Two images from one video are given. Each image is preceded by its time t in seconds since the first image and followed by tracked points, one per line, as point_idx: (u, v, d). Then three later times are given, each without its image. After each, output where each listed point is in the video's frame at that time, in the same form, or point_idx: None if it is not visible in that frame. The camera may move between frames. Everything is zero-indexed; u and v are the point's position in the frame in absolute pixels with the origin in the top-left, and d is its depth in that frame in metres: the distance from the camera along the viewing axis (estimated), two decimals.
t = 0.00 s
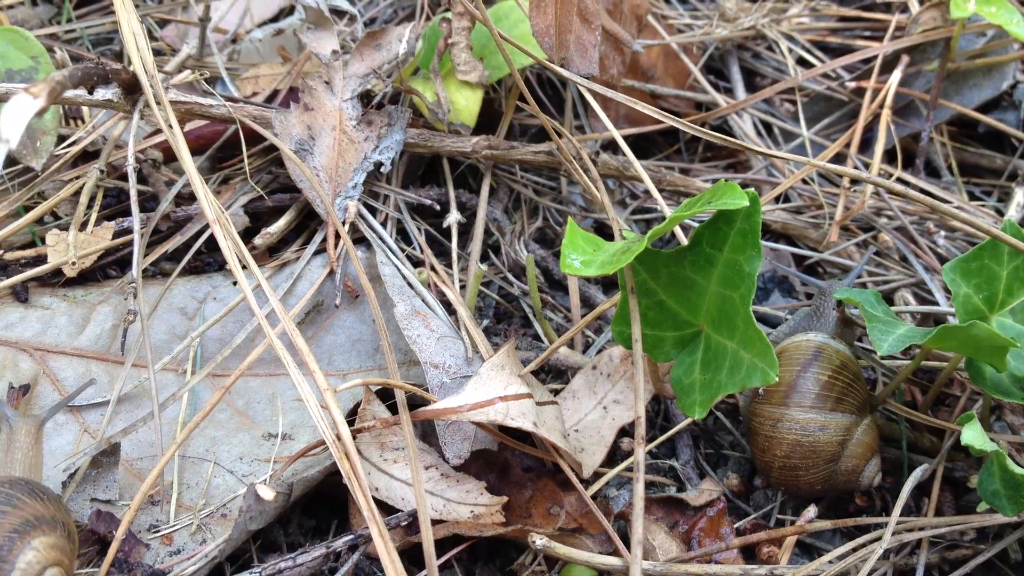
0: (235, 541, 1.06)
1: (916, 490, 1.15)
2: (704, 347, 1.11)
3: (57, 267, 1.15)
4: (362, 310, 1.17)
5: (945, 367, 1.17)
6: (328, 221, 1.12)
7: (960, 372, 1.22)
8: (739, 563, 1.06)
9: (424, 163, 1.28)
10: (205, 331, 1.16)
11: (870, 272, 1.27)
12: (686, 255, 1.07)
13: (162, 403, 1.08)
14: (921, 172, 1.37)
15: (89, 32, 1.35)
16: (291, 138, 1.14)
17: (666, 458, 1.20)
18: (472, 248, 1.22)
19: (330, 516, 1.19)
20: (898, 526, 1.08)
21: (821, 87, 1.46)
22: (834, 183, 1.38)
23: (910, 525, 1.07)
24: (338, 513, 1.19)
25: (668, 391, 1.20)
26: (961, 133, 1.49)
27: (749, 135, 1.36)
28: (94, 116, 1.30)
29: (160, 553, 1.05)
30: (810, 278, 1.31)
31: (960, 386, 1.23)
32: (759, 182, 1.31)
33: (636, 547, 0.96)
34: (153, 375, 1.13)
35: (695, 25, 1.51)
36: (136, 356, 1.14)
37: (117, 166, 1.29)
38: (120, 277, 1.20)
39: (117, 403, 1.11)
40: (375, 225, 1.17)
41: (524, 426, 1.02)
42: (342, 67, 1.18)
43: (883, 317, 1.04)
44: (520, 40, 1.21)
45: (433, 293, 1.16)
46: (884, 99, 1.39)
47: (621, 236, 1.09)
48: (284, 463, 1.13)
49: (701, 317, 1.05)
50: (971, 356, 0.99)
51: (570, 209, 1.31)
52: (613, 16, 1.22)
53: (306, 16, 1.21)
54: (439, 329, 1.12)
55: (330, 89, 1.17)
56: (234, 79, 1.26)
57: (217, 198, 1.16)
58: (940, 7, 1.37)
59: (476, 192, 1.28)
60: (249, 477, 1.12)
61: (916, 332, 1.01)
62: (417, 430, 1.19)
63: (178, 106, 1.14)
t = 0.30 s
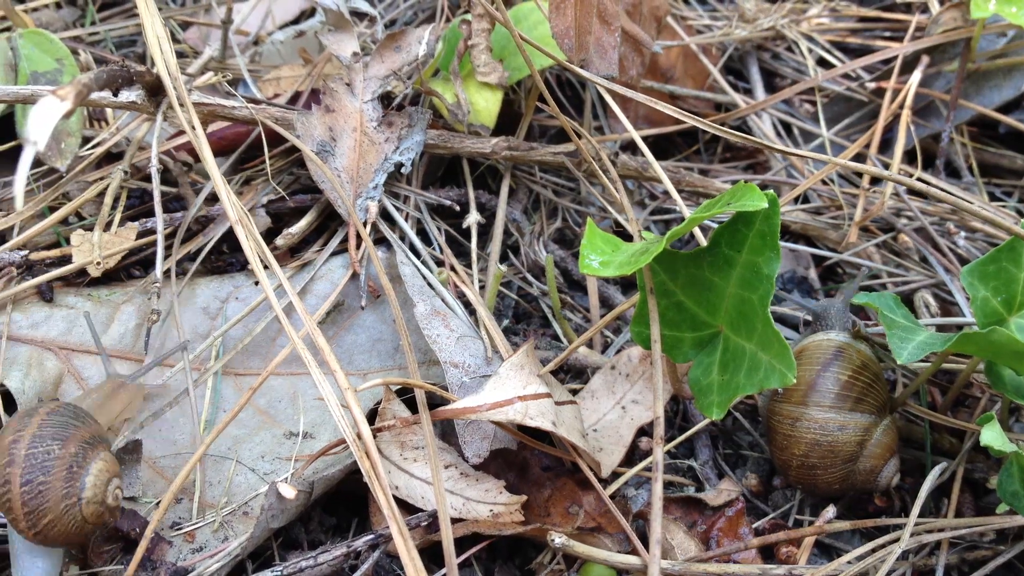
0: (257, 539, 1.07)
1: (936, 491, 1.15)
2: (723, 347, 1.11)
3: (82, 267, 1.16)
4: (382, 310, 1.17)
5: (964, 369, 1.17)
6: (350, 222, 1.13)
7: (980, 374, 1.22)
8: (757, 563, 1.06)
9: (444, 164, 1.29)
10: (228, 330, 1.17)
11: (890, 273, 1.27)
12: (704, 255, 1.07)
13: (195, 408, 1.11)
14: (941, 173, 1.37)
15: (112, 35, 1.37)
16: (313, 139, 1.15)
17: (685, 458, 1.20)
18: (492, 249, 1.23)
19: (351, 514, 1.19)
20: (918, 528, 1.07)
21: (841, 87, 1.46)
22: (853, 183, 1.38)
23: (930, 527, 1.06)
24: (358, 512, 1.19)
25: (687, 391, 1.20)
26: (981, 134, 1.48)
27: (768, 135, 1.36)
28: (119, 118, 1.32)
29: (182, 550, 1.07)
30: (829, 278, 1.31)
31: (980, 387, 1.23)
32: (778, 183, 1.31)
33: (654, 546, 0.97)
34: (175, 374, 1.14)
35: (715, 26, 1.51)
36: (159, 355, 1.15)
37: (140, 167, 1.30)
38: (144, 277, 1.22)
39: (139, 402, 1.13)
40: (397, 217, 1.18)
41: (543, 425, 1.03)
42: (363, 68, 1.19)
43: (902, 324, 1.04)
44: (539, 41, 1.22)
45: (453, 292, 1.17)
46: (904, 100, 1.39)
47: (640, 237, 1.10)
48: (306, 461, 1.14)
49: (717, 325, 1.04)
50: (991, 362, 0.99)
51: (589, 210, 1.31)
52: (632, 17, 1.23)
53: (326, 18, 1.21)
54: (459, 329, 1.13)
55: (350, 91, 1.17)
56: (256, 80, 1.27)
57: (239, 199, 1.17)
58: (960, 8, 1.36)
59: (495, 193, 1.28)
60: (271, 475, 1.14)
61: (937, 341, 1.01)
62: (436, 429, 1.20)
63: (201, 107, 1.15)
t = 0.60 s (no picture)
0: (279, 536, 1.08)
1: (955, 492, 1.15)
2: (741, 347, 1.11)
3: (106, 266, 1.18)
4: (402, 310, 1.18)
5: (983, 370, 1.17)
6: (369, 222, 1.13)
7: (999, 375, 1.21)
8: (775, 563, 1.07)
9: (463, 164, 1.29)
10: (249, 329, 1.19)
11: (909, 274, 1.26)
12: (722, 256, 1.07)
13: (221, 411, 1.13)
14: (961, 173, 1.36)
15: (135, 37, 1.38)
16: (333, 140, 1.16)
17: (703, 458, 1.20)
18: (511, 249, 1.24)
19: (371, 512, 1.20)
20: (936, 528, 1.07)
21: (860, 88, 1.46)
22: (873, 184, 1.38)
23: (948, 527, 1.06)
24: (378, 510, 1.20)
25: (705, 391, 1.21)
26: (1002, 134, 1.47)
27: (787, 136, 1.36)
28: (141, 119, 1.34)
29: (204, 547, 1.08)
30: (848, 279, 1.30)
31: (999, 389, 1.22)
32: (797, 183, 1.32)
33: (672, 545, 0.97)
34: (198, 373, 1.17)
35: (734, 26, 1.51)
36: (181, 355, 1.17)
37: (162, 167, 1.32)
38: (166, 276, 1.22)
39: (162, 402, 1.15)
40: (416, 218, 1.19)
41: (562, 424, 1.03)
42: (382, 70, 1.20)
43: (919, 321, 1.04)
44: (558, 42, 1.22)
45: (472, 293, 1.18)
46: (924, 100, 1.39)
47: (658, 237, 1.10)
48: (326, 459, 1.15)
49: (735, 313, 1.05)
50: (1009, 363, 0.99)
51: (607, 210, 1.31)
52: (650, 18, 1.23)
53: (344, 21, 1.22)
54: (477, 328, 1.13)
55: (370, 92, 1.18)
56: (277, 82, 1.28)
57: (260, 201, 1.18)
58: (980, 8, 1.36)
59: (514, 194, 1.29)
60: (291, 473, 1.15)
61: (953, 337, 1.01)
62: (455, 428, 1.20)
63: (222, 109, 1.17)
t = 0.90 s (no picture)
0: (299, 533, 1.09)
1: (974, 493, 1.15)
2: (761, 347, 1.11)
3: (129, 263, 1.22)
4: (422, 310, 1.19)
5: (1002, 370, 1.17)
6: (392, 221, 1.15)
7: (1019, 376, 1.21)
8: (794, 563, 1.07)
9: (482, 165, 1.30)
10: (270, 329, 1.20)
11: (929, 274, 1.26)
12: (741, 256, 1.07)
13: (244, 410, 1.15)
14: (981, 174, 1.36)
15: (156, 38, 1.39)
16: (355, 142, 1.18)
17: (721, 458, 1.21)
18: (529, 249, 1.24)
19: (391, 509, 1.20)
20: (955, 530, 1.08)
21: (879, 88, 1.45)
22: (892, 184, 1.38)
23: (967, 528, 1.07)
24: (397, 507, 1.20)
25: (723, 391, 1.21)
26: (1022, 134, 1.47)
27: (806, 137, 1.36)
28: (163, 120, 1.37)
29: (227, 543, 1.09)
30: (867, 279, 1.30)
31: (1019, 390, 1.22)
32: (817, 183, 1.32)
33: (689, 544, 0.98)
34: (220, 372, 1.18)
35: (753, 27, 1.51)
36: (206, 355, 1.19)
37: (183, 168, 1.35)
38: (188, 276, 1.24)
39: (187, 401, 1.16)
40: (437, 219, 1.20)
41: (581, 425, 1.03)
42: (400, 71, 1.20)
43: (938, 322, 1.04)
44: (577, 44, 1.22)
45: (491, 293, 1.18)
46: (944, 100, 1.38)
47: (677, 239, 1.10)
48: (346, 458, 1.16)
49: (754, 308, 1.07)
50: None
51: (626, 211, 1.31)
52: (669, 19, 1.23)
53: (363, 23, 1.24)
54: (497, 328, 1.14)
55: (389, 94, 1.19)
56: (297, 83, 1.29)
57: (282, 201, 1.20)
58: (1000, 8, 1.35)
59: (532, 194, 1.30)
60: (312, 472, 1.15)
61: (971, 338, 1.02)
62: (474, 427, 1.21)
63: (246, 110, 1.19)
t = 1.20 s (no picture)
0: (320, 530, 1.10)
1: (993, 493, 1.16)
2: (785, 347, 1.11)
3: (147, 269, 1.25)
4: (442, 310, 1.20)
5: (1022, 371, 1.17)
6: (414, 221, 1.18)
7: None
8: (813, 562, 1.08)
9: (500, 166, 1.31)
10: (292, 329, 1.23)
11: (948, 274, 1.26)
12: (764, 255, 1.07)
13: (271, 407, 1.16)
14: (1001, 174, 1.36)
15: (178, 40, 1.40)
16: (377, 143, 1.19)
17: (739, 458, 1.21)
18: (547, 249, 1.25)
19: (410, 507, 1.20)
20: (974, 533, 1.08)
21: (899, 88, 1.45)
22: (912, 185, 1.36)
23: (986, 532, 1.07)
24: (415, 505, 1.20)
25: (741, 391, 1.21)
26: None
27: (825, 137, 1.36)
28: (185, 120, 1.40)
29: (248, 540, 1.11)
30: (886, 279, 1.30)
31: None
32: (837, 184, 1.33)
33: (707, 543, 0.99)
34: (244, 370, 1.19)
35: (772, 27, 1.51)
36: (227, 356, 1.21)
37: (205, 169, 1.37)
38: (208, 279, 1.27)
39: (206, 399, 1.18)
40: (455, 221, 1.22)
41: (596, 422, 1.03)
42: (420, 71, 1.23)
43: (955, 322, 1.05)
44: (595, 44, 1.25)
45: (509, 293, 1.19)
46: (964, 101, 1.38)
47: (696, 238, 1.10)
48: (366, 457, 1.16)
49: (777, 307, 1.07)
50: None
51: (644, 211, 1.31)
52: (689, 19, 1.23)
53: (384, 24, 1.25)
54: (515, 328, 1.15)
55: (411, 93, 1.22)
56: (317, 84, 1.30)
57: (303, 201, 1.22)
58: (1021, 8, 1.35)
59: (551, 194, 1.31)
60: (333, 470, 1.16)
61: (989, 337, 1.02)
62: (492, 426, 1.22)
63: (267, 110, 1.21)
